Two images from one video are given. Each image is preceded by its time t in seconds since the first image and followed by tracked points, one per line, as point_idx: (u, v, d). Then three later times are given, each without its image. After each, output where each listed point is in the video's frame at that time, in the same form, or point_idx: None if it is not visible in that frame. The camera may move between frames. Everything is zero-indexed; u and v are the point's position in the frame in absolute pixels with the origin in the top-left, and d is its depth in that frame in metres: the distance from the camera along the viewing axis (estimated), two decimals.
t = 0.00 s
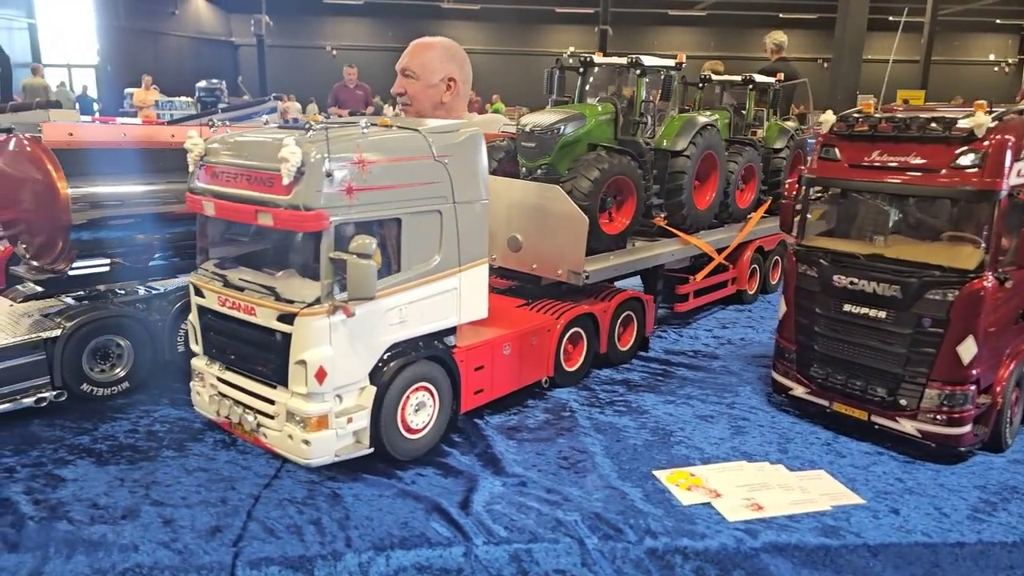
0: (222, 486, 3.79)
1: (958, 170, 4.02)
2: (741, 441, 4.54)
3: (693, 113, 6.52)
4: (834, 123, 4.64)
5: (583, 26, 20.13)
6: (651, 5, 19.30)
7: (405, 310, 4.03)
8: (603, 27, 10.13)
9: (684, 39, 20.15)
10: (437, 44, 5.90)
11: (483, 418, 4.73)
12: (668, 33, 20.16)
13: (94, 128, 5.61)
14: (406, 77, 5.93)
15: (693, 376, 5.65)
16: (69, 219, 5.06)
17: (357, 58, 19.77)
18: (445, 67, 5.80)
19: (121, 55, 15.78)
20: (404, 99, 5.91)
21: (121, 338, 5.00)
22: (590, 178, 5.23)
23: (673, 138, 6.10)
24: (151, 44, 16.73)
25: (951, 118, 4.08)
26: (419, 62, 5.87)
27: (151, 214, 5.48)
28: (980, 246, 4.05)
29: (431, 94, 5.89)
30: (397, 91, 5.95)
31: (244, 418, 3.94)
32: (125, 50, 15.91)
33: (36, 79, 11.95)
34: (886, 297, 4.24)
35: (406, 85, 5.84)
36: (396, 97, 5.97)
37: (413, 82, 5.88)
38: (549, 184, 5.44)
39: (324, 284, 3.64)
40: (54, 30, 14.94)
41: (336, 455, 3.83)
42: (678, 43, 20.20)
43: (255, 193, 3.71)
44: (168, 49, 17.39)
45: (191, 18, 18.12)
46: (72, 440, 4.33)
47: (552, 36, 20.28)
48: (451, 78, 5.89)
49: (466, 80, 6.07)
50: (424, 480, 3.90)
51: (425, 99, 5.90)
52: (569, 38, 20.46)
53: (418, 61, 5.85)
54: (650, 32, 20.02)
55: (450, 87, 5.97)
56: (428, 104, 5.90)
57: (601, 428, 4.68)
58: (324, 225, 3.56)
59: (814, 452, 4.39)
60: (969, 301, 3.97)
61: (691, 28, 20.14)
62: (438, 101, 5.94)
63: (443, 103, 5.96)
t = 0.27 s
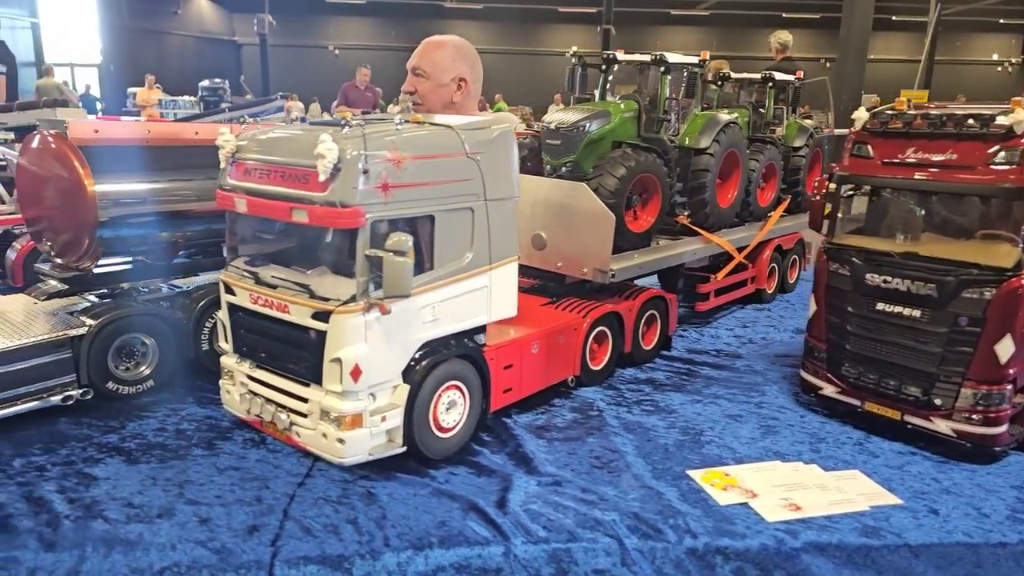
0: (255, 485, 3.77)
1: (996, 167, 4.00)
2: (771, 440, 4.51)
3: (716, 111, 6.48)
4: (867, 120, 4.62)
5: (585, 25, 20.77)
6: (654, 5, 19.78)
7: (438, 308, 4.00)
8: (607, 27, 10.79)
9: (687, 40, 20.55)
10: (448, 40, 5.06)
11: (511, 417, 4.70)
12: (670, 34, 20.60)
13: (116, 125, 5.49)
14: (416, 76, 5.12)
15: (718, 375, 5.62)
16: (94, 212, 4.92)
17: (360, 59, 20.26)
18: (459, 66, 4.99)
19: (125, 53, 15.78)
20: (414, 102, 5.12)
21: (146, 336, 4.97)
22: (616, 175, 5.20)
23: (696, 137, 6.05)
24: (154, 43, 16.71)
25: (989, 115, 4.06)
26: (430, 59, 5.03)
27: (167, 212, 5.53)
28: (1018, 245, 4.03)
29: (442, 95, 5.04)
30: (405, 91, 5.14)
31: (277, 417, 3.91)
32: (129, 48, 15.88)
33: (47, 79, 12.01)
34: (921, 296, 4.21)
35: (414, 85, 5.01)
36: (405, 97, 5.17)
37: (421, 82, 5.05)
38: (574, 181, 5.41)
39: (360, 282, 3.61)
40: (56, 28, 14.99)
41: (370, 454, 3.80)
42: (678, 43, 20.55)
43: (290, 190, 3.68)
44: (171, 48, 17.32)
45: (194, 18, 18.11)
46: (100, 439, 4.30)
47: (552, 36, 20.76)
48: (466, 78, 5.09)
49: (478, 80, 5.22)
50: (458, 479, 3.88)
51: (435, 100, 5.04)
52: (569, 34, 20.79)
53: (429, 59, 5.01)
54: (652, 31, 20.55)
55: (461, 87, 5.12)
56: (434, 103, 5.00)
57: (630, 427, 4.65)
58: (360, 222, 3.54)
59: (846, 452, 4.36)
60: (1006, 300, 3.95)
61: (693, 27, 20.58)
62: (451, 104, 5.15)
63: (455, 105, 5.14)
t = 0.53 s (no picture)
0: (286, 490, 3.73)
1: None
2: (800, 443, 4.48)
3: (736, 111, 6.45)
4: (897, 121, 4.61)
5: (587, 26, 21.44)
6: (654, 5, 20.49)
7: (468, 311, 3.97)
8: (610, 26, 10.86)
9: (686, 43, 21.22)
10: (459, 41, 4.88)
11: (537, 420, 4.67)
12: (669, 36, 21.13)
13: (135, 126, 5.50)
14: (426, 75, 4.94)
15: (740, 377, 5.59)
16: (117, 214, 4.89)
17: (363, 58, 21.18)
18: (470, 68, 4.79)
19: (123, 52, 16.58)
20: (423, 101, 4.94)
21: (168, 339, 4.93)
22: (640, 176, 5.17)
23: (716, 138, 6.00)
24: (155, 42, 17.48)
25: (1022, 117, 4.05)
26: (440, 59, 4.84)
27: (190, 211, 5.54)
28: None
29: (452, 96, 4.87)
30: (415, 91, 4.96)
31: (307, 420, 3.88)
32: (131, 48, 16.75)
33: (53, 79, 11.99)
34: (952, 298, 4.19)
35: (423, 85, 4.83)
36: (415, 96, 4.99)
37: (431, 82, 4.87)
38: (597, 182, 5.39)
39: (392, 284, 3.58)
40: (60, 26, 15.22)
41: (401, 458, 3.77)
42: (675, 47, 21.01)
43: (321, 192, 3.65)
44: (170, 47, 18.03)
45: (191, 17, 18.77)
46: (125, 443, 4.27)
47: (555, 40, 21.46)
48: (477, 79, 4.89)
49: (489, 82, 5.01)
50: (489, 484, 3.84)
51: (445, 101, 4.87)
52: (569, 35, 21.46)
53: (441, 58, 4.82)
54: (652, 31, 21.12)
55: (472, 89, 4.92)
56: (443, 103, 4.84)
57: (656, 429, 4.62)
58: (394, 224, 3.50)
59: (876, 456, 4.33)
60: None
61: (695, 29, 21.20)
62: (461, 106, 4.96)
63: (465, 107, 4.96)
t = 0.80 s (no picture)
0: (316, 493, 3.66)
1: None
2: (831, 443, 4.42)
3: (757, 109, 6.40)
4: (928, 118, 4.57)
5: (585, 25, 21.50)
6: (654, 5, 20.50)
7: (500, 310, 3.90)
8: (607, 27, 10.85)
9: (684, 40, 21.18)
10: (468, 39, 4.77)
11: (564, 421, 4.61)
12: (667, 35, 21.08)
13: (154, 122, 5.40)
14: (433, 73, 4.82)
15: (764, 377, 5.53)
16: (138, 216, 4.78)
17: (359, 56, 21.10)
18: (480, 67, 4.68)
19: (120, 51, 16.48)
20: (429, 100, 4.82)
21: (188, 339, 4.86)
22: (665, 174, 5.12)
23: (738, 135, 5.97)
24: (152, 40, 17.44)
25: None
26: (449, 57, 4.73)
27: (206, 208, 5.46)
28: None
29: (460, 95, 4.76)
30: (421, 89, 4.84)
31: (336, 422, 3.82)
32: (127, 45, 16.66)
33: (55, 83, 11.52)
34: (987, 297, 4.14)
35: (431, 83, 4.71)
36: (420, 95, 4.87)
37: (438, 80, 4.75)
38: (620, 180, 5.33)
39: (426, 283, 3.52)
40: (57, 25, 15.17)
41: (434, 460, 3.70)
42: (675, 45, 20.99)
43: (352, 190, 3.58)
44: (167, 45, 18.01)
45: (188, 15, 18.69)
46: (148, 445, 4.19)
47: (555, 39, 21.45)
48: (486, 78, 4.78)
49: (497, 81, 4.90)
50: (523, 487, 3.77)
51: (453, 100, 4.76)
52: (570, 35, 21.49)
53: (450, 56, 4.71)
54: (652, 30, 21.05)
55: (480, 87, 4.81)
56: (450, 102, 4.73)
57: (685, 430, 4.56)
58: (428, 222, 3.43)
59: (910, 456, 4.27)
60: None
61: (694, 28, 21.13)
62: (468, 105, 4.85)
63: (472, 106, 4.85)
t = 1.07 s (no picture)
0: (347, 493, 3.62)
1: None
2: (858, 441, 4.41)
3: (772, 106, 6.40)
4: (954, 114, 4.56)
5: (578, 24, 21.51)
6: (648, 4, 20.49)
7: (529, 308, 3.87)
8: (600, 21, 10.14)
9: (676, 38, 21.07)
10: (469, 37, 4.82)
11: (589, 420, 4.58)
12: (661, 32, 20.99)
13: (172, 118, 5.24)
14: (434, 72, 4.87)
15: (784, 375, 5.52)
16: (156, 212, 4.62)
17: (350, 55, 20.86)
18: (480, 64, 4.73)
19: (109, 50, 16.29)
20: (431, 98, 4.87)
21: (206, 339, 4.80)
22: (687, 171, 5.12)
23: (754, 133, 5.98)
24: (142, 41, 17.28)
25: None
26: (450, 56, 4.78)
27: (221, 206, 5.29)
28: None
29: (462, 92, 4.81)
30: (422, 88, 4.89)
31: (366, 421, 3.77)
32: (117, 44, 16.49)
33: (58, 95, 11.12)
34: (1014, 294, 4.12)
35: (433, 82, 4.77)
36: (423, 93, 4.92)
37: (440, 79, 4.80)
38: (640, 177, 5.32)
39: (459, 281, 3.49)
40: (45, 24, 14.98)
41: (465, 459, 3.67)
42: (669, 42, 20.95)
43: (383, 186, 3.53)
44: (156, 43, 17.75)
45: (178, 13, 18.51)
46: (171, 445, 4.13)
47: (548, 38, 21.41)
48: (487, 74, 4.83)
49: (499, 77, 4.94)
50: (555, 486, 3.74)
51: (455, 98, 4.82)
52: (564, 35, 21.47)
53: (450, 55, 4.77)
54: (645, 30, 20.96)
55: (482, 84, 4.86)
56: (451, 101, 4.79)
57: (711, 428, 4.54)
58: (462, 219, 3.39)
59: (938, 453, 4.26)
60: None
61: (687, 28, 20.96)
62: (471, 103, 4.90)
63: (474, 103, 4.90)
